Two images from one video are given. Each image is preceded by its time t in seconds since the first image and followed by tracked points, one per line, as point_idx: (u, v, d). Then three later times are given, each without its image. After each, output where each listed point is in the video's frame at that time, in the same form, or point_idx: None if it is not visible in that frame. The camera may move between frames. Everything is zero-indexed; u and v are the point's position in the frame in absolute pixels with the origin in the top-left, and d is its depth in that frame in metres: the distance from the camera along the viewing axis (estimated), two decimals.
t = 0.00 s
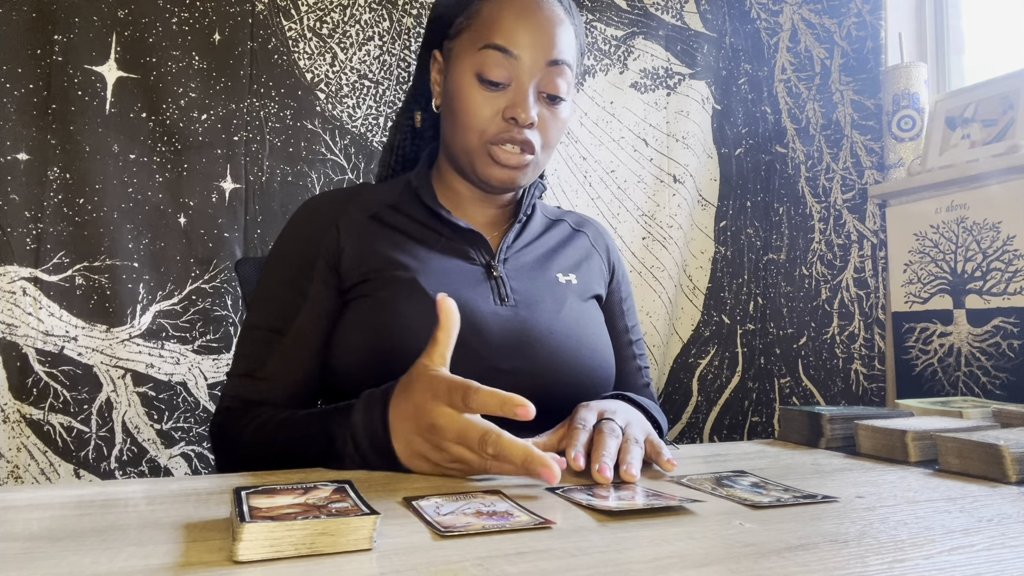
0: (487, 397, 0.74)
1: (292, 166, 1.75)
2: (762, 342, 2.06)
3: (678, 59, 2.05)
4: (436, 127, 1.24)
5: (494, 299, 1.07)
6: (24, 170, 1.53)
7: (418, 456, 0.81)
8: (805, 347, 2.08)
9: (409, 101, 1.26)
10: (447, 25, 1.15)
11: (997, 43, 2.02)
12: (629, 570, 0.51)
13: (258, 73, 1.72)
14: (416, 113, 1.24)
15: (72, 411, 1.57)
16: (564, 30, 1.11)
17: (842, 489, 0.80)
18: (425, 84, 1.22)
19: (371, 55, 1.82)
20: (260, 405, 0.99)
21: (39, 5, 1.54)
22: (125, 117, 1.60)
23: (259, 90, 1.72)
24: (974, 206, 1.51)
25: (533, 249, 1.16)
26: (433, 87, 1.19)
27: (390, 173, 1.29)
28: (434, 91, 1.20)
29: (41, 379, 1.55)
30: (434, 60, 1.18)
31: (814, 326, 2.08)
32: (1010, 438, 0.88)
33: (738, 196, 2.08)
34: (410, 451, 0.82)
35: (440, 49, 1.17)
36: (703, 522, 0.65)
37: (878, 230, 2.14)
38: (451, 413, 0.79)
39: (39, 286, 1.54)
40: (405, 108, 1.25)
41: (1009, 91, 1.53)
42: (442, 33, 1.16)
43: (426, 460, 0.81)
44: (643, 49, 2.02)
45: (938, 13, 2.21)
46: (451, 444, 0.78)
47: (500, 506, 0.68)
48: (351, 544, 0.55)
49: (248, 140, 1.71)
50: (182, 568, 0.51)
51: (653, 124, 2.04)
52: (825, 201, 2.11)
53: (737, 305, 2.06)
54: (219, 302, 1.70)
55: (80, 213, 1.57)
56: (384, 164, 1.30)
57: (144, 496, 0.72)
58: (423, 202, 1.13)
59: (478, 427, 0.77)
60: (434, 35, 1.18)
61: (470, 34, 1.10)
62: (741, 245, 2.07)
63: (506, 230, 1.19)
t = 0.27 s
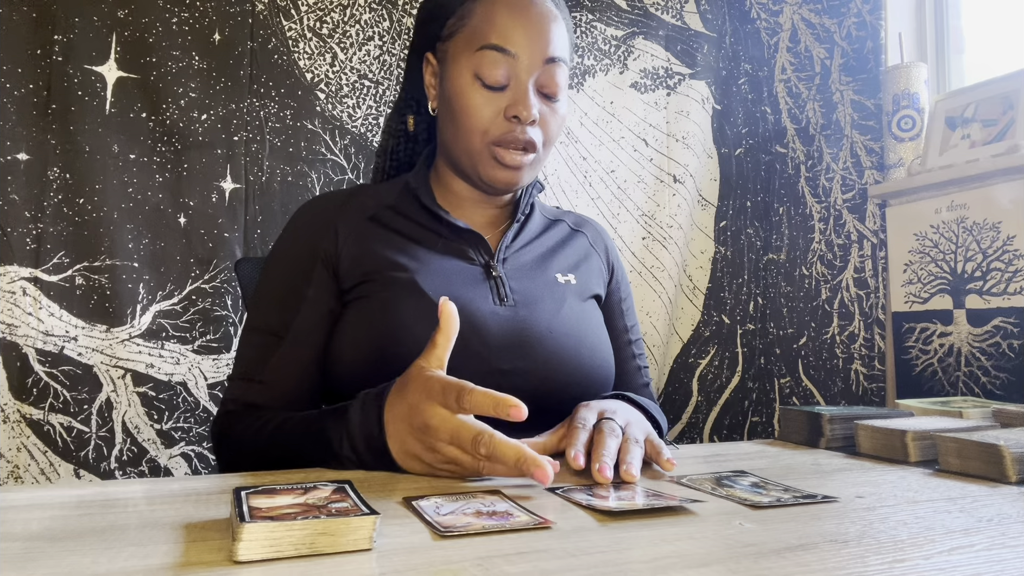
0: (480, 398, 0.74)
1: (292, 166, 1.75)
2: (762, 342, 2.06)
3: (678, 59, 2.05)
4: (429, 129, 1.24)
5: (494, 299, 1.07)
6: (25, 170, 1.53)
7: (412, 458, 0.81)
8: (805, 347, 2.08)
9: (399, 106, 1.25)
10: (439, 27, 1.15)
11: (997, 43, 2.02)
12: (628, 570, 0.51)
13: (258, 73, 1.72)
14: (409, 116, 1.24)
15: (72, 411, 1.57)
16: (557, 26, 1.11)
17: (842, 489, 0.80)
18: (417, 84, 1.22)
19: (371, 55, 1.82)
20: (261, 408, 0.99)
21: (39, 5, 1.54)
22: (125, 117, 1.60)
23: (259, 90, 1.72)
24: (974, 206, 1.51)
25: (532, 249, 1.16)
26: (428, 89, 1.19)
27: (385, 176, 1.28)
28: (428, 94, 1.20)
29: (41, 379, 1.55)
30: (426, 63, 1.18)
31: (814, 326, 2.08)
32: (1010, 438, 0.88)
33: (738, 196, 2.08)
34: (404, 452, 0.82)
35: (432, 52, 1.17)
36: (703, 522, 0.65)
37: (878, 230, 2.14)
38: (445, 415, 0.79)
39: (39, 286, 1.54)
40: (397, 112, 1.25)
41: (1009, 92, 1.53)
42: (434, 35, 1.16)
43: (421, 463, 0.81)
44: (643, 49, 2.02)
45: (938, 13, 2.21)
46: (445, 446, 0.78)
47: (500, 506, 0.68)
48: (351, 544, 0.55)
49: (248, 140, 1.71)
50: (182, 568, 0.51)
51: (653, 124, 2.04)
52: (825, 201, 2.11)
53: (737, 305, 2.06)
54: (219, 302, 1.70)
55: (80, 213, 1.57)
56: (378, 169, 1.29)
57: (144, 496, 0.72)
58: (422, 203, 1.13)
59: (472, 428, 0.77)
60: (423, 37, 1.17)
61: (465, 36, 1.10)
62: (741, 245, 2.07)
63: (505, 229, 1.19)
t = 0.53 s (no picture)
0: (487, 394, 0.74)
1: (292, 166, 1.75)
2: (762, 342, 2.06)
3: (678, 59, 2.04)
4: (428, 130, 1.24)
5: (495, 299, 1.06)
6: (25, 170, 1.53)
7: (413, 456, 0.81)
8: (805, 347, 2.08)
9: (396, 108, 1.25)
10: (438, 28, 1.14)
11: (996, 43, 2.02)
12: (628, 570, 0.51)
13: (258, 73, 1.72)
14: (409, 117, 1.24)
15: (72, 411, 1.57)
16: (555, 24, 1.11)
17: (842, 489, 0.80)
18: (416, 85, 1.21)
19: (371, 55, 1.82)
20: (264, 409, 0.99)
21: (39, 5, 1.54)
22: (125, 117, 1.60)
23: (259, 90, 1.72)
24: (974, 206, 1.51)
25: (533, 249, 1.16)
26: (428, 90, 1.19)
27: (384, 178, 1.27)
28: (428, 94, 1.20)
29: (41, 379, 1.55)
30: (427, 64, 1.18)
31: (814, 326, 2.08)
32: (1010, 438, 0.88)
33: (738, 196, 2.08)
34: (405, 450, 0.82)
35: (432, 52, 1.17)
36: (703, 522, 0.65)
37: (878, 230, 2.14)
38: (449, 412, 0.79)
39: (39, 286, 1.54)
40: (395, 114, 1.25)
41: (1009, 92, 1.53)
42: (433, 35, 1.15)
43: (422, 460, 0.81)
44: (643, 49, 2.02)
45: (938, 12, 2.21)
46: (447, 442, 0.78)
47: (500, 506, 0.68)
48: (351, 544, 0.55)
49: (248, 140, 1.71)
50: (182, 568, 0.51)
51: (653, 124, 2.04)
52: (825, 201, 2.11)
53: (737, 305, 2.06)
54: (219, 302, 1.70)
55: (80, 213, 1.57)
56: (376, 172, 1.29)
57: (144, 496, 0.72)
58: (423, 203, 1.13)
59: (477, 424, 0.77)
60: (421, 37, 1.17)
61: (464, 35, 1.10)
62: (741, 245, 2.07)
63: (506, 229, 1.19)
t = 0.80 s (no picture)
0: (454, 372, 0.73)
1: (292, 166, 1.75)
2: (762, 342, 2.06)
3: (678, 59, 2.04)
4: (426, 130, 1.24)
5: (495, 301, 1.07)
6: (25, 170, 1.53)
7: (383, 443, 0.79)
8: (805, 347, 2.08)
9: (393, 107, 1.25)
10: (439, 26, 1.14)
11: (996, 43, 2.02)
12: (628, 570, 0.51)
13: (258, 73, 1.72)
14: (405, 117, 1.24)
15: (72, 411, 1.57)
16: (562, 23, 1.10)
17: (842, 489, 0.80)
18: (414, 85, 1.21)
19: (371, 55, 1.82)
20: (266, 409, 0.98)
21: (39, 5, 1.54)
22: (125, 117, 1.60)
23: (259, 91, 1.72)
24: (974, 206, 1.51)
25: (533, 250, 1.16)
26: (429, 87, 1.19)
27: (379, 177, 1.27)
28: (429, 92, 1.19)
29: (41, 379, 1.55)
30: (428, 60, 1.17)
31: (814, 326, 2.08)
32: (1010, 438, 0.88)
33: (738, 196, 2.08)
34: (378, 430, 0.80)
35: (433, 50, 1.16)
36: (703, 522, 0.65)
37: (878, 230, 2.14)
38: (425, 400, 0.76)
39: (39, 286, 1.54)
40: (392, 114, 1.25)
41: (1009, 92, 1.52)
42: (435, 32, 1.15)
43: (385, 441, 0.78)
44: (643, 49, 2.02)
45: (938, 12, 2.21)
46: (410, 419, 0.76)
47: (500, 506, 0.68)
48: (351, 544, 0.55)
49: (248, 140, 1.71)
50: (182, 568, 0.51)
51: (653, 124, 2.03)
52: (825, 201, 2.11)
53: (737, 305, 2.06)
54: (219, 302, 1.70)
55: (80, 213, 1.57)
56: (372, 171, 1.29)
57: (144, 496, 0.72)
58: (423, 204, 1.13)
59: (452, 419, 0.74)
60: (419, 38, 1.17)
61: (472, 34, 1.09)
62: (741, 245, 2.07)
63: (506, 229, 1.19)
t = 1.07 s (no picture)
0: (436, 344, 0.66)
1: (292, 166, 1.75)
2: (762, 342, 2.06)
3: (678, 59, 2.04)
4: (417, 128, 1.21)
5: (499, 302, 1.07)
6: (25, 170, 1.53)
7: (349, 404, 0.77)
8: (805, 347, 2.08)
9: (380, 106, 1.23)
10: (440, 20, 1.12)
11: (996, 43, 2.03)
12: (628, 570, 0.51)
13: (258, 73, 1.72)
14: (395, 117, 1.22)
15: (72, 411, 1.57)
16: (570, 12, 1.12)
17: (842, 489, 0.80)
18: (407, 85, 1.20)
19: (371, 55, 1.82)
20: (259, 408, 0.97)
21: (39, 5, 1.54)
22: (125, 117, 1.60)
23: (259, 91, 1.72)
24: (974, 206, 1.51)
25: (534, 251, 1.17)
26: (430, 80, 1.16)
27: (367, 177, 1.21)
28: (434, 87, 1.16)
29: (41, 379, 1.55)
30: (433, 52, 1.14)
31: (814, 326, 2.09)
32: (1010, 437, 0.88)
33: (738, 196, 2.08)
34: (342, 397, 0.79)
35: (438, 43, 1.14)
36: (703, 522, 0.64)
37: (878, 230, 2.14)
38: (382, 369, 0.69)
39: (39, 286, 1.54)
40: (380, 114, 1.22)
41: (1009, 92, 1.52)
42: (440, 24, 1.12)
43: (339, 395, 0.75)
44: (643, 49, 2.01)
45: (938, 13, 2.21)
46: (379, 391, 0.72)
47: (500, 505, 0.68)
48: (351, 544, 0.55)
49: (248, 140, 1.71)
50: (181, 568, 0.51)
51: (653, 124, 2.03)
52: (825, 201, 2.11)
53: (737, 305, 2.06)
54: (219, 302, 1.70)
55: (80, 213, 1.57)
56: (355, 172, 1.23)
57: (143, 496, 0.72)
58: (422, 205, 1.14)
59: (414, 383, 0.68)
60: (414, 36, 1.16)
61: (488, 23, 1.08)
62: (741, 245, 2.08)
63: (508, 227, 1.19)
